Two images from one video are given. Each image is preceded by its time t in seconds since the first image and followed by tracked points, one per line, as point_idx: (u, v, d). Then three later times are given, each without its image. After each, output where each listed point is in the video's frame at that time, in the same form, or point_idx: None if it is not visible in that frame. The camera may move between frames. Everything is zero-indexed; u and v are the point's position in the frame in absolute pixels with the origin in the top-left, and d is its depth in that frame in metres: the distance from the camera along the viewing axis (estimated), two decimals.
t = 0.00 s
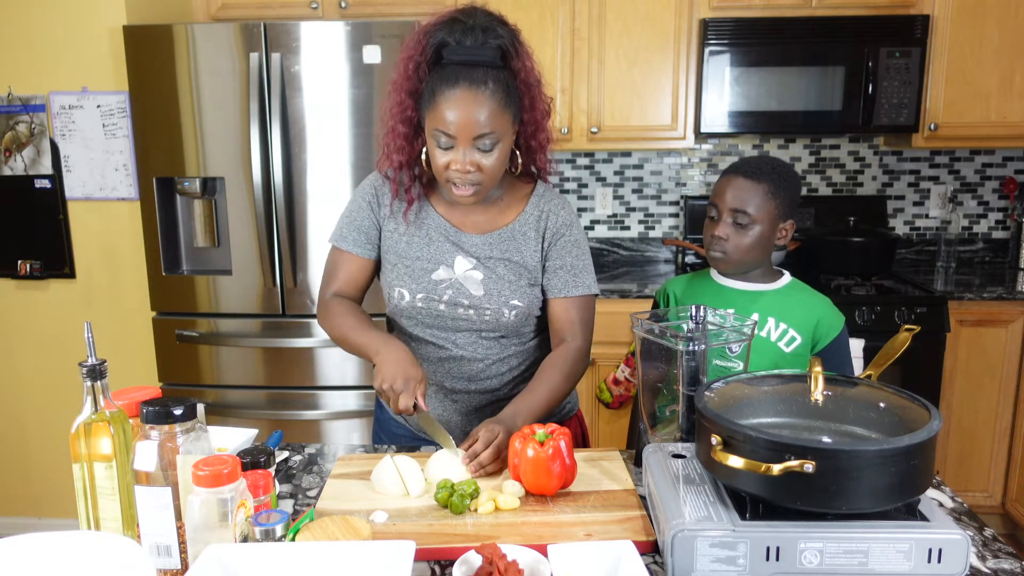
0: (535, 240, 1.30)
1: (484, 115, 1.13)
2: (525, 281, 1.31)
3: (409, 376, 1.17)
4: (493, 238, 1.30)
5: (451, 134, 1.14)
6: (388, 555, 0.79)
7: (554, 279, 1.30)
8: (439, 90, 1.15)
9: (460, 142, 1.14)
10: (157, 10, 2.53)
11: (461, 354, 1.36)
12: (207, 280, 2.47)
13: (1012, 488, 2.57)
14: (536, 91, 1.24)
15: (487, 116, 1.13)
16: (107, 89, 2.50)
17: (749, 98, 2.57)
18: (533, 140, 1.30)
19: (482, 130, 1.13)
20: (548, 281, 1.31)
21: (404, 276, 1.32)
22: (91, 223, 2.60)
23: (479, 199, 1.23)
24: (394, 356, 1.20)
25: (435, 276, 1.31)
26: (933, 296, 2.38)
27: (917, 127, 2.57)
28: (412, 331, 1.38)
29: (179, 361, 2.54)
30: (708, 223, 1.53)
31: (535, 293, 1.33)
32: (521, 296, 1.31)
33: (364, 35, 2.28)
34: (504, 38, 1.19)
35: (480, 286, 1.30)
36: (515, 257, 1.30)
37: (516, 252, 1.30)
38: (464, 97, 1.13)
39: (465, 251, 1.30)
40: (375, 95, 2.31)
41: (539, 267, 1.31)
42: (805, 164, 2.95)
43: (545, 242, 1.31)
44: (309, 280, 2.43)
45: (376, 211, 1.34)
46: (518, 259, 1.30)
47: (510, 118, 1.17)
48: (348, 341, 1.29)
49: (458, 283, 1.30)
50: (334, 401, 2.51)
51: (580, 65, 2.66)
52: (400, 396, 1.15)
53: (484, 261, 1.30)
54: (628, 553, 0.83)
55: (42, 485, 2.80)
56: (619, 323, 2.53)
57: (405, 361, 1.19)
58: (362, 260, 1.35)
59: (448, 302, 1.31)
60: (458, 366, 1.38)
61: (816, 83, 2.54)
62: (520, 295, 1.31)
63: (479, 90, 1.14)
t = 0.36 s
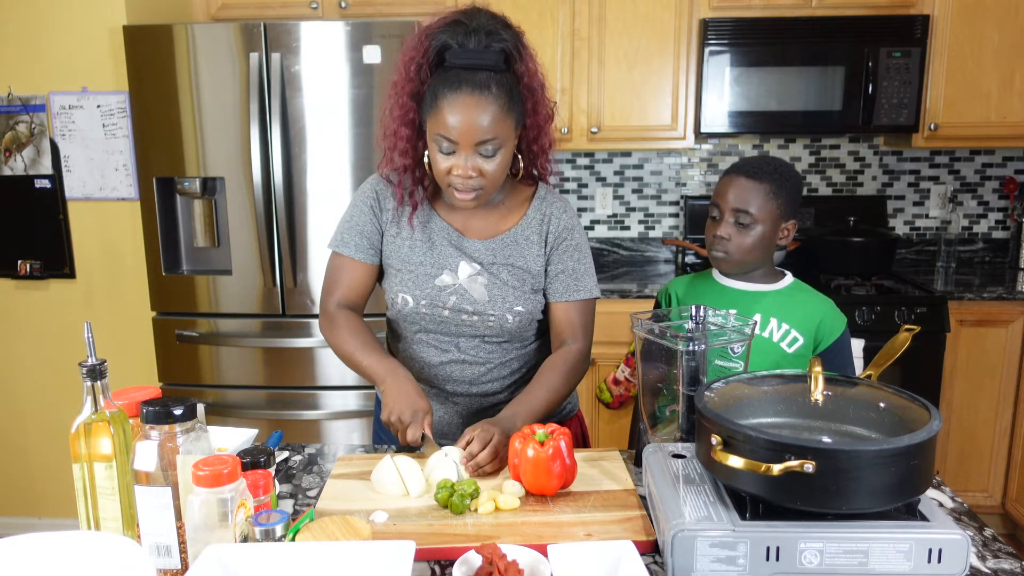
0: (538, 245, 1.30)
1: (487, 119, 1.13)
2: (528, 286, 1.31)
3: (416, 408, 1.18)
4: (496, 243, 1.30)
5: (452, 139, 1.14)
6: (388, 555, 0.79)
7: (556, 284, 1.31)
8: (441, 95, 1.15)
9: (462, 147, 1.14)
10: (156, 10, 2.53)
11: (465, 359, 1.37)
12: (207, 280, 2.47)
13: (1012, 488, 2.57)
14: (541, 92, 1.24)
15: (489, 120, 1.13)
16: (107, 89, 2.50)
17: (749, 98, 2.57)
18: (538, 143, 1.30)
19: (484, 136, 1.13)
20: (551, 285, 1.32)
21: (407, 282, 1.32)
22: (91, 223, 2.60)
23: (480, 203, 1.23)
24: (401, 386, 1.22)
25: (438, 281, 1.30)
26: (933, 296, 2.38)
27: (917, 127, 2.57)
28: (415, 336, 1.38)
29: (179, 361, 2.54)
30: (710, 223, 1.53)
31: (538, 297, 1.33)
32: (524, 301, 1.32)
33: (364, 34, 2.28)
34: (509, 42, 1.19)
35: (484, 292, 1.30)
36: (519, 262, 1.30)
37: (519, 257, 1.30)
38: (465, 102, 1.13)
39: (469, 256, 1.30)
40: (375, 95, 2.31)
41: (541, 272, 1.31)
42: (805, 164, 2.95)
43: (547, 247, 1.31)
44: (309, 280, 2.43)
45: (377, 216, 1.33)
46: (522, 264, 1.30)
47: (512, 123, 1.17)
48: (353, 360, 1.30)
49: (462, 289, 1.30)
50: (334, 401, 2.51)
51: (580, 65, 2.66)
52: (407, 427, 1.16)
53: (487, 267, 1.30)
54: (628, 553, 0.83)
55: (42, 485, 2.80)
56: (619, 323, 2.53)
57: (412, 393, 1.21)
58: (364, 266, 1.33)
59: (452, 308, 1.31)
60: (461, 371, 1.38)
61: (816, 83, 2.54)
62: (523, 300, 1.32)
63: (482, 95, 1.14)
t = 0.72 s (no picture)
0: (531, 241, 1.29)
1: (487, 110, 1.13)
2: (520, 283, 1.30)
3: (383, 371, 1.18)
4: (489, 239, 1.29)
5: (454, 130, 1.14)
6: (388, 555, 0.79)
7: (547, 281, 1.29)
8: (442, 88, 1.15)
9: (463, 137, 1.14)
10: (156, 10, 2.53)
11: (460, 356, 1.36)
12: (207, 280, 2.47)
13: (1012, 488, 2.57)
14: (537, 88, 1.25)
15: (490, 111, 1.13)
16: (107, 89, 2.50)
17: (749, 98, 2.57)
18: (533, 139, 1.30)
19: (486, 126, 1.13)
20: (543, 282, 1.30)
21: (401, 278, 1.33)
22: (91, 223, 2.60)
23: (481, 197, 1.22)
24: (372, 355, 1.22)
25: (431, 278, 1.30)
26: (933, 296, 2.38)
27: (917, 127, 2.57)
28: (411, 334, 1.38)
29: (179, 361, 2.54)
30: (710, 223, 1.54)
31: (531, 295, 1.31)
32: (517, 298, 1.30)
33: (364, 34, 2.28)
34: (506, 36, 1.20)
35: (476, 288, 1.30)
36: (511, 259, 1.29)
37: (512, 253, 1.29)
38: (467, 93, 1.13)
39: (461, 252, 1.30)
40: (376, 95, 2.31)
41: (535, 270, 1.30)
42: (805, 164, 2.95)
43: (541, 244, 1.29)
44: (309, 281, 2.43)
45: (372, 214, 1.35)
46: (514, 261, 1.29)
47: (512, 114, 1.17)
48: (336, 340, 1.30)
49: (454, 285, 1.30)
50: (334, 402, 2.51)
51: (580, 65, 2.66)
52: (371, 390, 1.15)
53: (480, 263, 1.29)
54: (628, 553, 0.83)
55: (42, 485, 2.80)
56: (619, 323, 2.53)
57: (384, 362, 1.21)
58: (359, 264, 1.37)
59: (444, 304, 1.31)
60: (456, 368, 1.37)
61: (816, 82, 2.54)
62: (516, 297, 1.30)
63: (482, 86, 1.14)
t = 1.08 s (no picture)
0: (531, 237, 1.30)
1: (501, 98, 1.15)
2: (521, 279, 1.31)
3: (373, 369, 1.16)
4: (489, 236, 1.29)
5: (481, 122, 1.15)
6: (388, 555, 0.79)
7: (551, 276, 1.29)
8: (448, 91, 1.17)
9: (490, 129, 1.15)
10: (156, 10, 2.53)
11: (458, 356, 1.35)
12: (207, 280, 2.47)
13: (1012, 488, 2.57)
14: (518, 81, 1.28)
15: (502, 99, 1.15)
16: (107, 89, 2.50)
17: (749, 98, 2.57)
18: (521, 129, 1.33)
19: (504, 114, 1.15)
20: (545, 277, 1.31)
21: (398, 277, 1.33)
22: (91, 224, 2.60)
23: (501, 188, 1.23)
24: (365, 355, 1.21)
25: (430, 276, 1.30)
26: (933, 296, 2.38)
27: (917, 127, 2.57)
28: (408, 335, 1.37)
29: (179, 361, 2.54)
30: (708, 223, 1.54)
31: (531, 290, 1.32)
32: (517, 293, 1.31)
33: (364, 34, 2.28)
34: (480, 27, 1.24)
35: (475, 285, 1.30)
36: (511, 254, 1.29)
37: (511, 249, 1.29)
38: (475, 88, 1.15)
39: (460, 249, 1.30)
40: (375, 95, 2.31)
41: (535, 264, 1.31)
42: (805, 164, 2.95)
43: (541, 240, 1.30)
44: (309, 281, 2.43)
45: (367, 218, 1.36)
46: (514, 256, 1.29)
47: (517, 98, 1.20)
48: (330, 341, 1.31)
49: (453, 282, 1.30)
50: (335, 402, 2.51)
51: (580, 65, 2.66)
52: (362, 388, 1.14)
53: (478, 260, 1.30)
54: (628, 553, 0.83)
55: (42, 485, 2.80)
56: (619, 323, 2.53)
57: (375, 360, 1.19)
58: (355, 267, 1.38)
59: (443, 302, 1.31)
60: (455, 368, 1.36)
61: (816, 82, 2.54)
62: (516, 292, 1.31)
63: (483, 78, 1.15)
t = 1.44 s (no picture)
0: (532, 222, 1.34)
1: (478, 100, 1.15)
2: (524, 262, 1.34)
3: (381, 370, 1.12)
4: (491, 223, 1.32)
5: (455, 124, 1.15)
6: (388, 555, 0.79)
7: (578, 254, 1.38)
8: (427, 90, 1.17)
9: (460, 130, 1.16)
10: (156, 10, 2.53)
11: (462, 347, 1.35)
12: (207, 280, 2.47)
13: (1012, 488, 2.57)
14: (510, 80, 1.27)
15: (479, 101, 1.15)
16: (107, 89, 2.50)
17: (749, 98, 2.56)
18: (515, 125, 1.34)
19: (479, 116, 1.15)
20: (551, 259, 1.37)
21: (400, 269, 1.32)
22: (91, 224, 2.60)
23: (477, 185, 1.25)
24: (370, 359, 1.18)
25: (433, 265, 1.31)
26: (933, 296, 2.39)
27: (917, 127, 2.57)
28: (410, 330, 1.36)
29: (179, 361, 2.54)
30: (708, 225, 1.54)
31: (534, 275, 1.35)
32: (521, 277, 1.34)
33: (364, 34, 2.28)
34: (477, 28, 1.22)
35: (479, 271, 1.31)
36: (514, 239, 1.33)
37: (514, 233, 1.33)
38: (455, 87, 1.15)
39: (462, 237, 1.31)
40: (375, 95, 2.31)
41: (537, 249, 1.34)
42: (805, 164, 2.95)
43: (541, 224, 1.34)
44: (308, 281, 2.43)
45: (361, 215, 1.35)
46: (516, 239, 1.33)
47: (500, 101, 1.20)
48: (327, 345, 1.30)
49: (457, 269, 1.31)
50: (334, 402, 2.51)
51: (580, 65, 2.66)
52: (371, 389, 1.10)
53: (482, 246, 1.31)
54: (628, 553, 0.83)
55: (42, 485, 2.80)
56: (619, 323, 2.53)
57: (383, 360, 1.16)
58: (350, 268, 1.38)
59: (447, 289, 1.31)
60: (459, 360, 1.35)
61: (816, 82, 2.54)
62: (519, 276, 1.33)
63: (465, 78, 1.15)
